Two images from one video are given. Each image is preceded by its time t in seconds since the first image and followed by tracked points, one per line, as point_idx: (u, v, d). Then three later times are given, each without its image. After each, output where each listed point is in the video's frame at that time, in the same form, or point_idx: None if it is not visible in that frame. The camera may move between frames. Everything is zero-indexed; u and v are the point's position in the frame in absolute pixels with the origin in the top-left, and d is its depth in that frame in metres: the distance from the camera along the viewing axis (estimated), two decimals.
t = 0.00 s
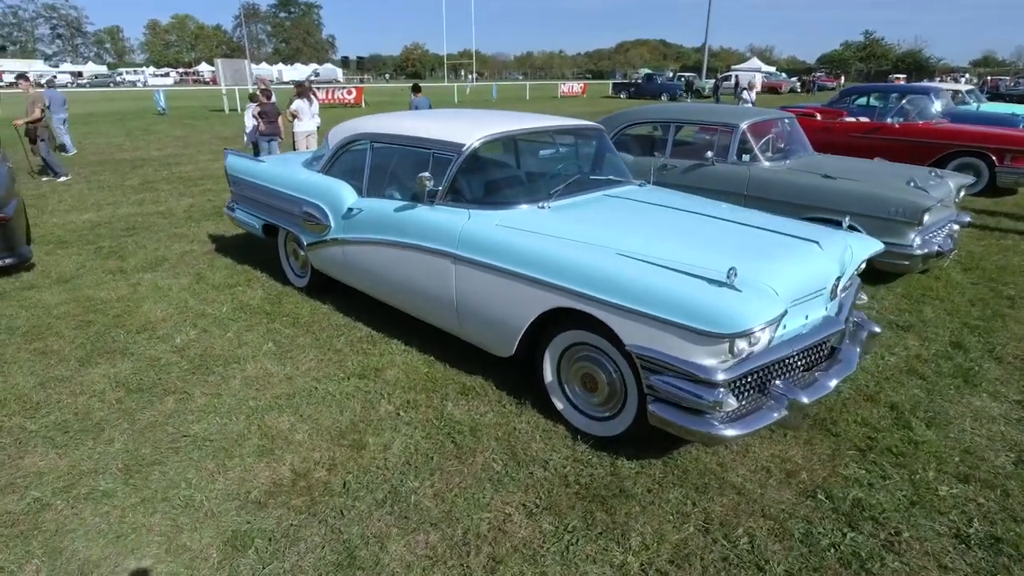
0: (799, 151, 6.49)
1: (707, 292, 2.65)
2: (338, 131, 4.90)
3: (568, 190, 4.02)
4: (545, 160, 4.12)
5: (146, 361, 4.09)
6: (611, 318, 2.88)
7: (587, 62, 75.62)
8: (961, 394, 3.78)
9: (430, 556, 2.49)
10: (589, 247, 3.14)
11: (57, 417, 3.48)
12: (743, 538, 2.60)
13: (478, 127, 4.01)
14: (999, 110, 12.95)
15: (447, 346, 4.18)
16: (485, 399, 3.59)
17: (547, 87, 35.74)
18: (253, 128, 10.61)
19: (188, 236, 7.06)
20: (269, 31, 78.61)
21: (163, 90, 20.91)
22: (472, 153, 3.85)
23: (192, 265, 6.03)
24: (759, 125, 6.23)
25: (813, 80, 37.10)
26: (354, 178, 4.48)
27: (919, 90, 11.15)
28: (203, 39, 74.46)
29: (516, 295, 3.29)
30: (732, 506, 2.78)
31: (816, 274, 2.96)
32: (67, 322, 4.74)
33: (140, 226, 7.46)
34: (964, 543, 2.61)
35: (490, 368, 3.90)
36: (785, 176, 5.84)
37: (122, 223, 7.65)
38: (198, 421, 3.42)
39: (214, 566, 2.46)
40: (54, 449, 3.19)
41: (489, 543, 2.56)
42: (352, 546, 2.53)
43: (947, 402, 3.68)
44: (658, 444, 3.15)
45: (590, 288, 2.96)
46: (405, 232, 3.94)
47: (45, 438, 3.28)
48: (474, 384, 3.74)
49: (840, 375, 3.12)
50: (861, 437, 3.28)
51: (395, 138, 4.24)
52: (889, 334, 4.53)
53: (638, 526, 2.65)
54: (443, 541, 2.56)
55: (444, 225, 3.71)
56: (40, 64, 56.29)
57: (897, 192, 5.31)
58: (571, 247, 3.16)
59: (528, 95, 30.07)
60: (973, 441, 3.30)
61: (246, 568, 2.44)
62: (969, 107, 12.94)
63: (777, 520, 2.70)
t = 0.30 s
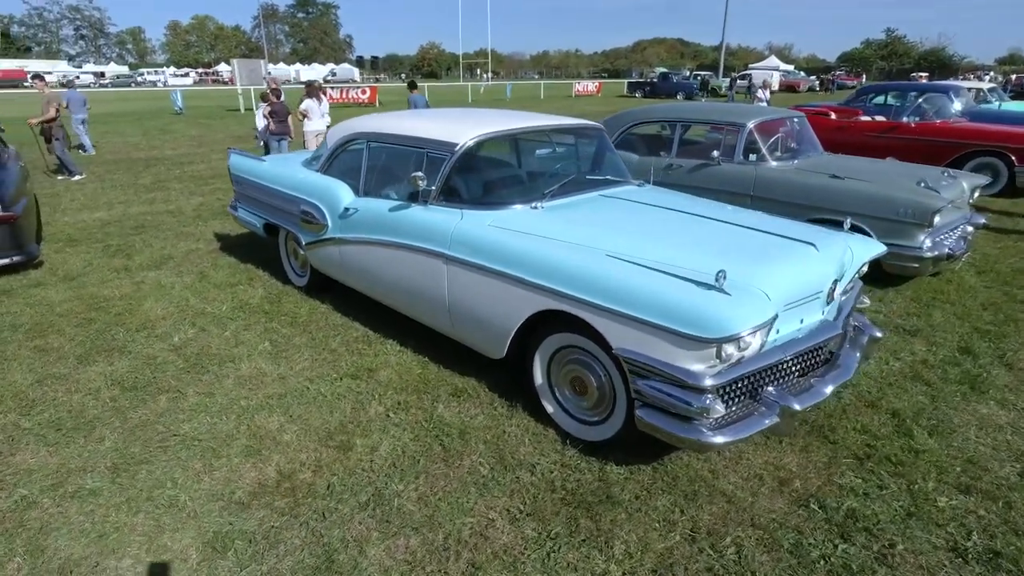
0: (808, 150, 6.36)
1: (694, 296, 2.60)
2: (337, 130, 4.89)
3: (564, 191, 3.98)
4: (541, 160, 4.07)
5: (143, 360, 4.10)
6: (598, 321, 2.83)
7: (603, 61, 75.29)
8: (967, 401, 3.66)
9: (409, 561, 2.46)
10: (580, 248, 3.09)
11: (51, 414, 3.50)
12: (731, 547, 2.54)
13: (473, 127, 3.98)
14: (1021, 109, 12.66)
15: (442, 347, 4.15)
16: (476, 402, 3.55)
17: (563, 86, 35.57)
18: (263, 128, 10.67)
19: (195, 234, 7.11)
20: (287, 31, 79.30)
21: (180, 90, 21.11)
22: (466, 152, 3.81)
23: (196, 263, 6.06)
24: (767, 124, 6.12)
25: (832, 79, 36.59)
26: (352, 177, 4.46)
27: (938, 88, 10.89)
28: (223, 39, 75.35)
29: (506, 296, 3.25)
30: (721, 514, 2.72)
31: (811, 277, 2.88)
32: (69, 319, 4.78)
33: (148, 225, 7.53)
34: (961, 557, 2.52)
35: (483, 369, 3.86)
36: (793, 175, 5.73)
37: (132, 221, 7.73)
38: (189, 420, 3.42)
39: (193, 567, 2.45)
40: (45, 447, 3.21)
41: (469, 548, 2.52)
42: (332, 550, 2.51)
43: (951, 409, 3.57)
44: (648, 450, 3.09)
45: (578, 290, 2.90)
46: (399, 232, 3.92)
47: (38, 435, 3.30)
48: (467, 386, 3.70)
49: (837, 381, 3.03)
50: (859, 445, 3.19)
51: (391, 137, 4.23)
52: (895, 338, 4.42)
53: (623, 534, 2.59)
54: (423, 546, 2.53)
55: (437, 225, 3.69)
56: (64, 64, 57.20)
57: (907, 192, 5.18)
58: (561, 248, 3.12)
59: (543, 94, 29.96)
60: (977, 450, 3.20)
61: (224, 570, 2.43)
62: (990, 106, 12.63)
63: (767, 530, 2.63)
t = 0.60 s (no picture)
0: (819, 148, 6.24)
1: (680, 293, 2.55)
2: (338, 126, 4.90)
3: (561, 187, 3.94)
4: (537, 156, 4.04)
5: (142, 353, 4.14)
6: (584, 318, 2.79)
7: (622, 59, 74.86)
8: (972, 405, 3.56)
9: (388, 557, 2.45)
10: (569, 245, 3.05)
11: (49, 406, 3.54)
12: (716, 551, 2.48)
13: (468, 122, 3.96)
14: None
15: (437, 344, 4.14)
16: (468, 399, 3.53)
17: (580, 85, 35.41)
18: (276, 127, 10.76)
19: (204, 230, 7.18)
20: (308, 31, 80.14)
21: (199, 89, 21.35)
22: (461, 148, 3.80)
23: (202, 259, 6.12)
24: (776, 120, 6.02)
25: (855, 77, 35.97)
26: (350, 173, 4.47)
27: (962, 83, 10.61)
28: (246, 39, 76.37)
29: (495, 293, 3.23)
30: (708, 516, 2.66)
31: (804, 276, 2.81)
32: (75, 313, 4.85)
33: (159, 221, 7.62)
34: (955, 566, 2.44)
35: (477, 367, 3.83)
36: (801, 173, 5.62)
37: (144, 217, 7.83)
38: (182, 414, 3.44)
39: (174, 560, 2.45)
40: (40, 438, 3.25)
41: (449, 546, 2.50)
42: (312, 545, 2.50)
43: (956, 413, 3.47)
44: (638, 450, 3.04)
45: (566, 287, 2.87)
46: (394, 228, 3.91)
47: (34, 426, 3.34)
48: (459, 383, 3.68)
49: (832, 383, 2.96)
50: (857, 449, 3.11)
51: (388, 133, 4.23)
52: (902, 340, 4.31)
53: (605, 534, 2.55)
54: (403, 543, 2.51)
55: (430, 221, 3.67)
56: (91, 64, 58.29)
57: (918, 190, 5.05)
58: (550, 244, 3.08)
59: (559, 92, 29.81)
60: (980, 455, 3.10)
61: (204, 563, 2.43)
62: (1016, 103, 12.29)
63: (754, 534, 2.56)
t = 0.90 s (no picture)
0: (828, 146, 6.13)
1: (659, 292, 2.52)
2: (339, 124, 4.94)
3: (554, 185, 3.93)
4: (532, 154, 4.03)
5: (142, 346, 4.21)
6: (566, 316, 2.78)
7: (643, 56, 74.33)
8: (972, 410, 3.47)
9: (363, 551, 2.46)
10: (555, 242, 3.03)
11: (48, 396, 3.62)
12: (692, 552, 2.46)
13: (462, 120, 3.96)
14: None
15: (431, 340, 4.15)
16: (456, 395, 3.54)
17: (599, 82, 35.24)
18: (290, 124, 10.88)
19: (214, 226, 7.28)
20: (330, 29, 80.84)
21: (220, 86, 21.60)
22: (453, 145, 3.80)
23: (209, 254, 6.20)
24: (783, 118, 5.93)
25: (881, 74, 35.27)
26: (348, 170, 4.50)
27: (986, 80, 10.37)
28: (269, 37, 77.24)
29: (482, 289, 3.23)
30: (688, 518, 2.64)
31: (790, 276, 2.77)
32: (81, 306, 4.95)
33: (171, 216, 7.75)
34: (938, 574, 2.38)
35: (468, 364, 3.84)
36: (807, 171, 5.53)
37: (157, 213, 7.97)
38: (175, 406, 3.50)
39: (154, 549, 2.49)
40: (37, 427, 3.32)
41: (424, 541, 2.51)
42: (289, 537, 2.53)
43: (953, 418, 3.38)
44: (622, 449, 3.02)
45: (548, 285, 2.86)
46: (387, 224, 3.93)
47: (32, 416, 3.42)
48: (449, 379, 3.69)
49: (821, 384, 2.91)
50: (846, 452, 3.06)
51: (385, 130, 4.25)
52: (904, 342, 4.22)
53: (581, 533, 2.54)
54: (379, 537, 2.52)
55: (422, 218, 3.68)
56: (118, 62, 59.36)
57: (926, 189, 4.94)
58: (536, 242, 3.07)
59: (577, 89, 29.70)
60: (975, 461, 3.02)
61: (182, 553, 2.47)
62: None
63: (733, 536, 2.53)
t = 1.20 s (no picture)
0: (842, 143, 6.00)
1: (644, 292, 2.48)
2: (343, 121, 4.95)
3: (551, 182, 3.89)
4: (529, 151, 3.99)
5: (144, 341, 4.27)
6: (552, 315, 2.75)
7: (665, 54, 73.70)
8: (978, 415, 3.36)
9: (342, 549, 2.45)
10: (544, 240, 3.00)
11: (49, 389, 3.68)
12: (674, 557, 2.41)
13: (460, 116, 3.94)
14: None
15: (428, 338, 4.14)
16: (449, 394, 3.52)
17: (618, 80, 35.01)
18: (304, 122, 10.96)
19: (225, 222, 7.36)
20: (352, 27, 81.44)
21: (240, 84, 21.85)
22: (449, 142, 3.78)
23: (218, 250, 6.27)
24: (794, 115, 5.82)
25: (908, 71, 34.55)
26: (348, 167, 4.51)
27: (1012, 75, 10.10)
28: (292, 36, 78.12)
29: (472, 287, 3.21)
30: (673, 521, 2.59)
31: (782, 276, 2.70)
32: (89, 300, 5.03)
33: (184, 213, 7.85)
34: None
35: (463, 362, 3.82)
36: (817, 169, 5.42)
37: (171, 209, 8.08)
38: (171, 400, 3.53)
39: (139, 541, 2.51)
40: (35, 420, 3.37)
41: (404, 540, 2.49)
42: (271, 532, 2.54)
43: (957, 424, 3.28)
44: (611, 451, 2.98)
45: (535, 283, 2.82)
46: (384, 221, 3.93)
47: (32, 408, 3.48)
48: (443, 377, 3.68)
49: (815, 388, 2.84)
50: (842, 458, 2.98)
51: (384, 127, 4.25)
52: (912, 345, 4.11)
53: (562, 535, 2.50)
54: (359, 535, 2.52)
55: (416, 215, 3.68)
56: (146, 61, 60.34)
57: (939, 188, 4.80)
58: (526, 239, 3.04)
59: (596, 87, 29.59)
60: (977, 469, 2.92)
61: (165, 546, 2.48)
62: None
63: (718, 541, 2.48)
